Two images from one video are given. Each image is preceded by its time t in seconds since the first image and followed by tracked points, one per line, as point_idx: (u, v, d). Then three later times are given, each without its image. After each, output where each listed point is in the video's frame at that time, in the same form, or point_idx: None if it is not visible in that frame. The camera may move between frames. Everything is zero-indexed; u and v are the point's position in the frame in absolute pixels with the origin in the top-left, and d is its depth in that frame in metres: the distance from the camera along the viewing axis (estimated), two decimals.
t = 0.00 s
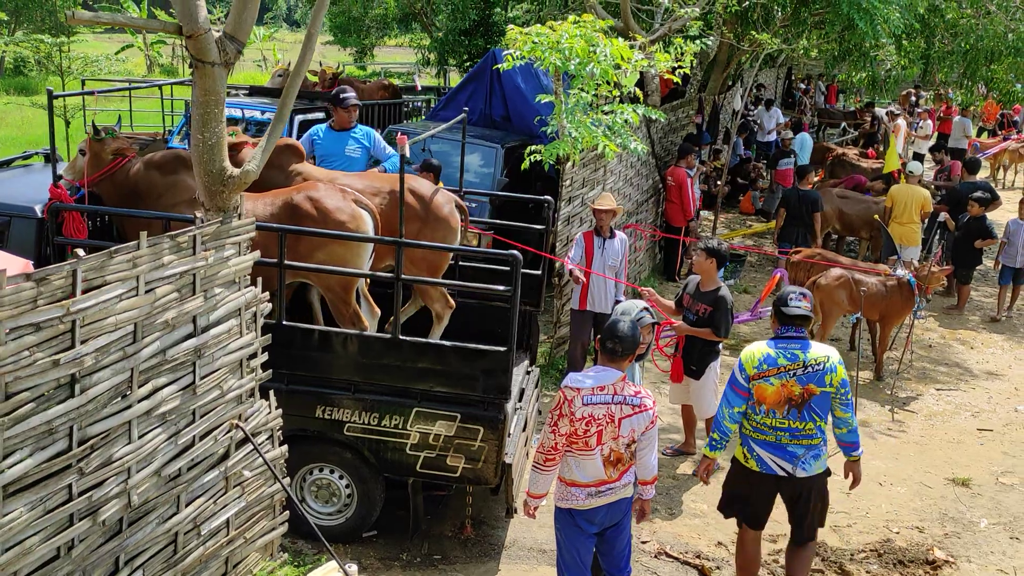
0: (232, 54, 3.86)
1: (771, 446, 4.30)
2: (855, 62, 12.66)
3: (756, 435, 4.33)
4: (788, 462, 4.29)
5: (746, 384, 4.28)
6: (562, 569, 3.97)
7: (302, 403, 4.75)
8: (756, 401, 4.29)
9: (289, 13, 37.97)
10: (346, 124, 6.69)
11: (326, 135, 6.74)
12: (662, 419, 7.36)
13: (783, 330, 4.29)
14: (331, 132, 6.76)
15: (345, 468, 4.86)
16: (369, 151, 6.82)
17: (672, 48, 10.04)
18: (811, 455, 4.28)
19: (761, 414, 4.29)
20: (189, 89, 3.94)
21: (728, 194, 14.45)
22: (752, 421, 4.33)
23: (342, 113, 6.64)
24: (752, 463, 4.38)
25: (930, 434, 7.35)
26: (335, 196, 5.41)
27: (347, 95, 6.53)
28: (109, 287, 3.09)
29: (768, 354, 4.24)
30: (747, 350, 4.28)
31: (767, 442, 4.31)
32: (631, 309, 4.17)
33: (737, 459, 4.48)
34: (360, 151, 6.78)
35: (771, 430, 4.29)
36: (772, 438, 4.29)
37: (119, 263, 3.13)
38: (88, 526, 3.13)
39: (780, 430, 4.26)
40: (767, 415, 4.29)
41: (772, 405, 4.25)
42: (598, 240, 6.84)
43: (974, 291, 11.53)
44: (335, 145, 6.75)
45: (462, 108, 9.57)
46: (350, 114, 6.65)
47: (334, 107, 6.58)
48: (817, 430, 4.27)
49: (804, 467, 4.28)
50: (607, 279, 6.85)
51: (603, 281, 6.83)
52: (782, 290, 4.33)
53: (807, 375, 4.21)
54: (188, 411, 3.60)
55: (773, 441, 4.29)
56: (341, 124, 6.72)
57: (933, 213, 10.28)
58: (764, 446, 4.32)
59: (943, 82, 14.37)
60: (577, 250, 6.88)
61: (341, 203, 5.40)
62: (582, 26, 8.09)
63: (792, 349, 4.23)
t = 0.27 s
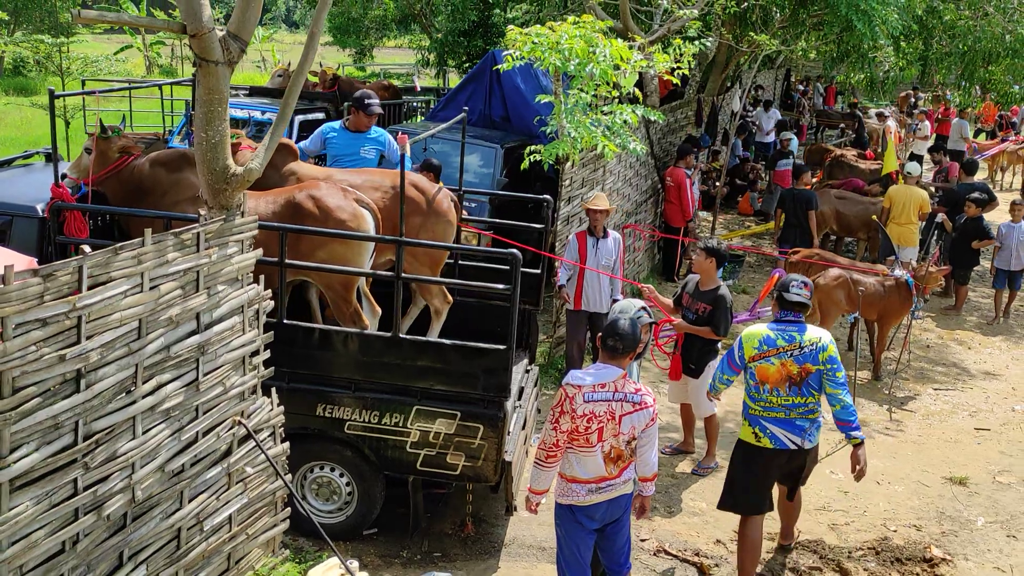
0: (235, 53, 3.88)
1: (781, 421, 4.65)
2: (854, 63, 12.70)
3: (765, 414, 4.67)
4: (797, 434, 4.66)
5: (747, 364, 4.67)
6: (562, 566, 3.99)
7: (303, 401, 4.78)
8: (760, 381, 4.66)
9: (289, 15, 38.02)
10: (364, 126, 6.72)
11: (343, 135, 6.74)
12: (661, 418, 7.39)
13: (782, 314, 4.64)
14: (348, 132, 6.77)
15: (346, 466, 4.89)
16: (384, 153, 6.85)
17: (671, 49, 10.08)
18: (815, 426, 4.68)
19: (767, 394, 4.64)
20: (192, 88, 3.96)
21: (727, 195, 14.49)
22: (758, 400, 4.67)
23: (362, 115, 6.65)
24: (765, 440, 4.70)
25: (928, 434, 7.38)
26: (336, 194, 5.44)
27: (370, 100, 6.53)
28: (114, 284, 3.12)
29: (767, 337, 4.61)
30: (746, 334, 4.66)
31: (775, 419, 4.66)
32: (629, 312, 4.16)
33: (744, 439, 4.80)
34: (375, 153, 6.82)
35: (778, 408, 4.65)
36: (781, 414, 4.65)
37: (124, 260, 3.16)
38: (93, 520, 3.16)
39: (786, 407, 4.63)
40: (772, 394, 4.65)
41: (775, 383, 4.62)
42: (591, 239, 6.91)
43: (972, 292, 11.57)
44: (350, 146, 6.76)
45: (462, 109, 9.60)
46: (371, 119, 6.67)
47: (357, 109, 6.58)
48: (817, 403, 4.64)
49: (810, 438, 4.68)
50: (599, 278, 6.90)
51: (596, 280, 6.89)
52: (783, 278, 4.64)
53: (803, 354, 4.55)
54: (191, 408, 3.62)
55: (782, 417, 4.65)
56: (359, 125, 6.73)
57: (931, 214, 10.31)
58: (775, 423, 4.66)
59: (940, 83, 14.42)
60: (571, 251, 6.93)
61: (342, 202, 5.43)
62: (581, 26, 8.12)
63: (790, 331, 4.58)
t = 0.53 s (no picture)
0: (231, 54, 3.89)
1: (785, 398, 5.01)
2: (848, 65, 12.73)
3: (770, 390, 5.03)
4: (799, 410, 5.02)
5: (757, 343, 5.01)
6: (559, 565, 4.00)
7: (299, 401, 4.78)
8: (769, 359, 5.00)
9: (284, 17, 38.04)
10: (354, 127, 6.73)
11: (334, 138, 6.75)
12: (657, 418, 7.40)
13: (789, 297, 5.02)
14: (338, 134, 6.77)
15: (342, 466, 4.89)
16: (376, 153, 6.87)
17: (667, 50, 10.10)
18: (817, 402, 5.04)
19: (773, 370, 4.99)
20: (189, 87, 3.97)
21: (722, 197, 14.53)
22: (766, 377, 5.02)
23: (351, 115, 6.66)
24: (767, 415, 5.07)
25: (923, 434, 7.41)
26: (331, 195, 5.44)
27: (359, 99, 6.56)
28: (111, 283, 3.13)
29: (777, 317, 4.97)
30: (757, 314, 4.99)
31: (781, 394, 5.01)
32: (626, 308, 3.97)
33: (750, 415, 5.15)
34: (368, 153, 6.84)
35: (784, 384, 5.00)
36: (785, 390, 5.00)
37: (121, 259, 3.17)
38: (90, 519, 3.16)
39: (793, 383, 4.98)
40: (779, 370, 4.99)
41: (783, 360, 4.97)
42: (579, 239, 6.94)
43: (966, 293, 11.61)
44: (342, 147, 6.77)
45: (458, 110, 9.61)
46: (360, 118, 6.69)
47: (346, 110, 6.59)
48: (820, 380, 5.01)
49: (812, 413, 5.03)
50: (587, 277, 6.93)
51: (585, 278, 6.92)
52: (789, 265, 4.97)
53: (811, 333, 4.93)
54: (188, 408, 3.62)
55: (787, 393, 5.00)
56: (348, 126, 6.75)
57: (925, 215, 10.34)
58: (778, 399, 5.02)
59: (935, 84, 14.46)
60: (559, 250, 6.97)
61: (337, 202, 5.43)
62: (577, 28, 8.14)
63: (798, 312, 4.96)
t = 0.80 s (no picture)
0: (210, 61, 3.89)
1: (752, 374, 5.40)
2: (825, 69, 12.87)
3: (741, 366, 5.43)
4: (765, 387, 5.40)
5: (738, 324, 5.28)
6: (541, 568, 4.02)
7: (282, 407, 4.79)
8: (745, 338, 5.34)
9: (263, 23, 37.98)
10: (339, 134, 6.72)
11: (319, 145, 6.74)
12: (638, 420, 7.45)
13: (766, 282, 5.31)
14: (322, 141, 6.76)
15: (324, 472, 4.89)
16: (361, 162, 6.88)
17: (645, 55, 10.18)
18: (783, 380, 5.40)
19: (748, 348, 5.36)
20: (168, 95, 3.97)
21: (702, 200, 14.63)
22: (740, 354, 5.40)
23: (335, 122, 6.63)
24: (735, 388, 5.51)
25: (900, 434, 7.49)
26: (308, 202, 5.45)
27: (342, 105, 6.52)
28: (90, 291, 3.13)
29: (756, 300, 5.27)
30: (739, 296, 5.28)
31: (751, 371, 5.41)
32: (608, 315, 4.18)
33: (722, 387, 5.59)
34: (353, 162, 6.84)
35: (755, 361, 5.39)
36: (754, 367, 5.40)
37: (100, 268, 3.17)
38: (69, 528, 3.15)
39: (763, 360, 5.36)
40: (753, 348, 5.37)
41: (758, 340, 5.32)
42: (556, 243, 6.96)
43: (943, 294, 11.75)
44: (328, 155, 6.77)
45: (438, 116, 9.63)
46: (344, 123, 6.65)
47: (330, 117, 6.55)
48: (789, 360, 5.39)
49: (777, 391, 5.40)
50: (563, 281, 6.98)
51: (560, 281, 6.98)
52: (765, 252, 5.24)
53: (788, 315, 5.28)
54: (168, 415, 3.62)
55: (755, 369, 5.39)
56: (332, 134, 6.73)
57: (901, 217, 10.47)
58: (746, 374, 5.43)
59: (911, 88, 14.63)
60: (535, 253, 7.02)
61: (314, 209, 5.43)
62: (556, 33, 8.18)
63: (775, 296, 5.28)
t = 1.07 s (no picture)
0: (191, 69, 3.89)
1: (727, 360, 5.72)
2: (805, 75, 12.98)
3: (716, 354, 5.74)
4: (740, 371, 5.72)
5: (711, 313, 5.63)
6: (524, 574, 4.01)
7: (265, 416, 4.77)
8: (718, 326, 5.66)
9: (245, 30, 37.91)
10: (328, 143, 6.72)
11: (307, 152, 6.72)
12: (622, 425, 7.47)
13: (736, 273, 5.64)
14: (311, 148, 6.74)
15: (308, 481, 4.87)
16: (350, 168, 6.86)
17: (627, 62, 10.23)
18: (756, 364, 5.73)
19: (721, 336, 5.68)
20: (148, 103, 3.95)
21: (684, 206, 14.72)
22: (714, 342, 5.71)
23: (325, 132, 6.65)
24: (712, 374, 5.80)
25: (882, 437, 7.55)
26: (289, 213, 5.44)
27: (331, 117, 6.56)
28: (70, 301, 3.11)
29: (727, 291, 5.63)
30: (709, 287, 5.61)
31: (725, 357, 5.73)
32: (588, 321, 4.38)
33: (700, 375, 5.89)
34: (342, 169, 6.83)
35: (729, 348, 5.70)
36: (728, 354, 5.71)
37: (80, 276, 3.15)
38: (50, 540, 3.13)
39: (736, 347, 5.68)
40: (726, 336, 5.68)
41: (731, 328, 5.65)
42: (540, 248, 7.00)
43: (922, 298, 11.86)
44: (317, 163, 6.75)
45: (421, 123, 9.64)
46: (334, 135, 6.68)
47: (319, 127, 6.57)
48: (761, 346, 5.70)
49: (752, 374, 5.73)
50: (547, 285, 6.98)
51: (544, 286, 6.99)
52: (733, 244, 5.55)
53: (757, 304, 5.62)
54: (150, 424, 3.60)
55: (730, 355, 5.71)
56: (321, 142, 6.72)
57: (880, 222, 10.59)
58: (722, 361, 5.74)
59: (889, 95, 14.77)
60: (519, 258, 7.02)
61: (296, 220, 5.43)
62: (538, 41, 8.21)
63: (745, 287, 5.62)
